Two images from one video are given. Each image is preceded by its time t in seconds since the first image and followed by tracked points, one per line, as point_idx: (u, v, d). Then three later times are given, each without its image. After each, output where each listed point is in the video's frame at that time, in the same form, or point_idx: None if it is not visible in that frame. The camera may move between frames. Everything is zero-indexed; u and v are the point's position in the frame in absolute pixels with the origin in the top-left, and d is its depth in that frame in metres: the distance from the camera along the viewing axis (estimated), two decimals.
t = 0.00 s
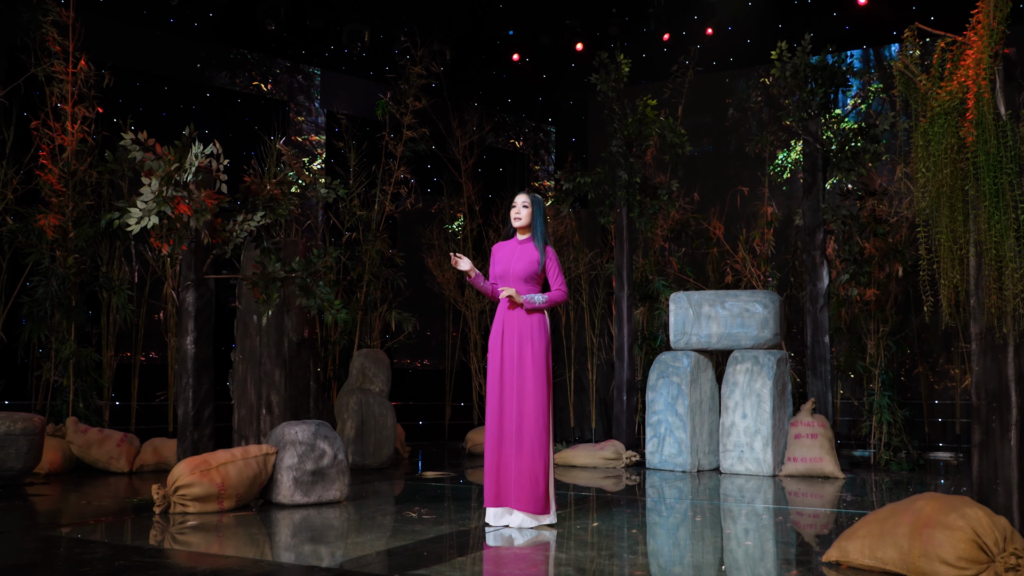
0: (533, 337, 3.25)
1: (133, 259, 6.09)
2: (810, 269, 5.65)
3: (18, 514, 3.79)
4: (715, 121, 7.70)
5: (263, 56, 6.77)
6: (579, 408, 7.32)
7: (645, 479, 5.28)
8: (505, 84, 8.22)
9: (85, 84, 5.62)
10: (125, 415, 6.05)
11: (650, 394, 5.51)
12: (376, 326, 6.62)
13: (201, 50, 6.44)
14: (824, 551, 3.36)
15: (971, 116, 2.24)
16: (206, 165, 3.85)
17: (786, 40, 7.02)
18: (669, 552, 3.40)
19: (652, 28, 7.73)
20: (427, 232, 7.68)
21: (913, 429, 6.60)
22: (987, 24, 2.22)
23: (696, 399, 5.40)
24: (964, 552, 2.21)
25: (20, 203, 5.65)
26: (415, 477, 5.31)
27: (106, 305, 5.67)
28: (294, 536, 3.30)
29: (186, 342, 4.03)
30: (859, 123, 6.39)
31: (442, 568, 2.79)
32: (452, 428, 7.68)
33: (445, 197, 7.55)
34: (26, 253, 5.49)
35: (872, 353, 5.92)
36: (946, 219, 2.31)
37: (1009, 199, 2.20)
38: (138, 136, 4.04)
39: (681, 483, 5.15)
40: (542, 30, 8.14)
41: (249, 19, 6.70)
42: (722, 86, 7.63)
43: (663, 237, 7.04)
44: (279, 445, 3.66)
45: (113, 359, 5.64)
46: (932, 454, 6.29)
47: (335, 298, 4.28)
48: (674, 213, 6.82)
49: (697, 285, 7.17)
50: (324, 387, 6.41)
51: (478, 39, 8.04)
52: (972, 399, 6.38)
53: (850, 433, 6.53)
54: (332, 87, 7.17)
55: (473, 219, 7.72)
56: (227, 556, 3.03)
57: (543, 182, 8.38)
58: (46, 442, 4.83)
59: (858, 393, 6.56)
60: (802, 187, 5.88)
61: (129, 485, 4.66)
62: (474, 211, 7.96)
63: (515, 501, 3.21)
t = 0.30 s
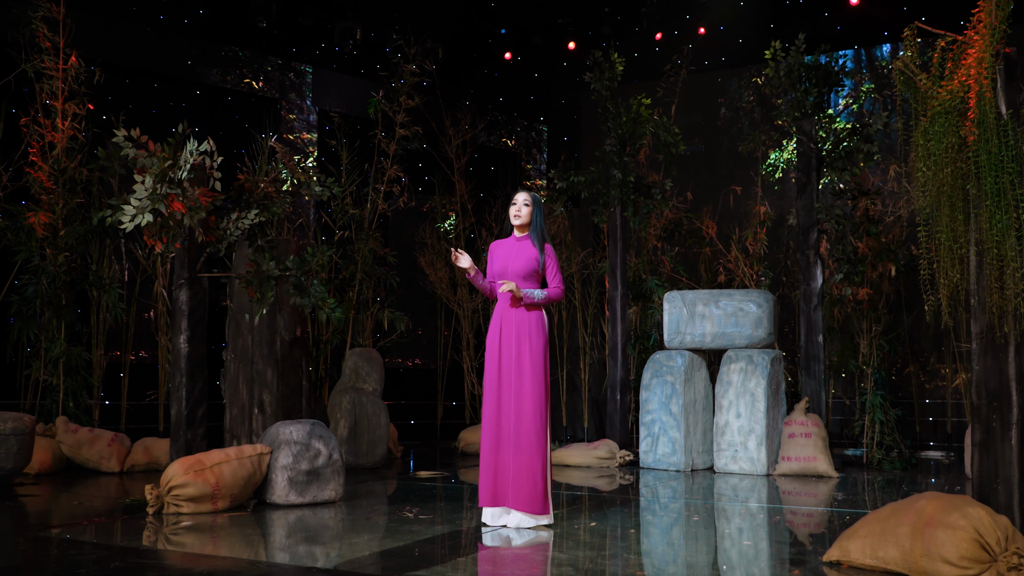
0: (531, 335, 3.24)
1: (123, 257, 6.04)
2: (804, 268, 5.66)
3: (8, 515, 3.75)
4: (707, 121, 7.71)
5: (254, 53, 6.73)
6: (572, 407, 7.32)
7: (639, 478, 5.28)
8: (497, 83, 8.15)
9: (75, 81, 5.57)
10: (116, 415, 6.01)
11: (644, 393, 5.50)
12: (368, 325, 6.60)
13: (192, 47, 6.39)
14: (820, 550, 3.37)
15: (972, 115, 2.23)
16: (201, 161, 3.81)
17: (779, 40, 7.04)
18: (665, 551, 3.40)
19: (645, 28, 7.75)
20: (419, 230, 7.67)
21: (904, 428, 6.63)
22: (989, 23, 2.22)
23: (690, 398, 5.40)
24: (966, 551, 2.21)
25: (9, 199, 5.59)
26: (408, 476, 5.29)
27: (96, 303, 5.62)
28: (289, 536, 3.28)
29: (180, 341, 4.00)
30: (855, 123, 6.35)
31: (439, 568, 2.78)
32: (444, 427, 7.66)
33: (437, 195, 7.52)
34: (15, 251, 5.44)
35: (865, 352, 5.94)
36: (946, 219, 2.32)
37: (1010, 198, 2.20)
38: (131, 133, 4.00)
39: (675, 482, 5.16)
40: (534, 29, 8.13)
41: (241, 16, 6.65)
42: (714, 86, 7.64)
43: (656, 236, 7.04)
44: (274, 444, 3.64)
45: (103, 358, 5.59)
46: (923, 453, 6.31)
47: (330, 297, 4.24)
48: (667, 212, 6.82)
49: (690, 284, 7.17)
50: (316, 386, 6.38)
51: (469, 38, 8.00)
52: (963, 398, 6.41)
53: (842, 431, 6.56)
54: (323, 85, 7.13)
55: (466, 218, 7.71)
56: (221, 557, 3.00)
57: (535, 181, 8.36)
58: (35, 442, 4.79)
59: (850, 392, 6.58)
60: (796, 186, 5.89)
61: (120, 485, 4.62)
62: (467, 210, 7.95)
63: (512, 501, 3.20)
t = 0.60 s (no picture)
0: (527, 334, 3.23)
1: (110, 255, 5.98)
2: (796, 267, 5.67)
3: None
4: (696, 120, 7.72)
5: (243, 50, 6.67)
6: (562, 406, 7.31)
7: (630, 478, 5.28)
8: (486, 82, 8.12)
9: (62, 77, 5.51)
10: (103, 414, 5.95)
11: (636, 392, 5.50)
12: (358, 324, 6.56)
13: (181, 43, 6.33)
14: (813, 548, 3.37)
15: (972, 114, 2.24)
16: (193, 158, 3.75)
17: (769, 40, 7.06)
18: (659, 551, 3.39)
19: (635, 27, 7.75)
20: (409, 229, 7.64)
21: (892, 427, 6.66)
22: (988, 23, 2.22)
23: (681, 397, 5.40)
24: (966, 550, 2.20)
25: None
26: (399, 476, 5.26)
27: (83, 301, 5.57)
28: (281, 537, 3.25)
29: (170, 340, 3.96)
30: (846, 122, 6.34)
31: (435, 568, 2.76)
32: (433, 426, 7.64)
33: (426, 194, 7.49)
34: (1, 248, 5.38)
35: (855, 352, 5.96)
36: (944, 218, 2.34)
37: (1009, 197, 2.19)
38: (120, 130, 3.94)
39: (667, 481, 5.15)
40: (524, 27, 8.04)
41: (230, 13, 6.59)
42: (704, 85, 7.65)
43: (646, 235, 7.04)
44: (266, 444, 3.60)
45: (90, 357, 5.53)
46: (912, 452, 6.34)
47: (322, 295, 4.22)
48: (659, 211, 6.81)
49: (681, 283, 7.17)
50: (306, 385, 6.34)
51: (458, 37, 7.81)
52: (951, 397, 6.45)
53: (831, 430, 6.58)
54: (312, 82, 7.08)
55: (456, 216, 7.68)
56: (213, 558, 2.97)
57: (525, 180, 8.32)
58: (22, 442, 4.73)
59: (839, 391, 6.61)
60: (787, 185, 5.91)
61: (109, 485, 4.57)
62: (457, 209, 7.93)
63: (508, 501, 3.18)
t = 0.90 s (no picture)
0: (524, 333, 3.21)
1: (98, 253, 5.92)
2: (788, 267, 5.69)
3: None
4: (687, 120, 7.73)
5: (233, 47, 6.61)
6: (553, 406, 7.29)
7: (623, 477, 5.27)
8: (475, 80, 8.05)
9: (50, 73, 5.45)
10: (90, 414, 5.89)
11: (628, 391, 5.50)
12: (348, 323, 6.52)
13: (168, 40, 6.25)
14: (807, 548, 3.36)
15: (972, 113, 2.24)
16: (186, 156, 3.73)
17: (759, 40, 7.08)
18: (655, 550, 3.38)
19: (626, 26, 7.74)
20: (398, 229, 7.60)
21: (881, 426, 6.69)
22: (988, 22, 2.22)
23: (673, 396, 5.40)
24: (967, 549, 2.21)
25: None
26: (391, 476, 5.23)
27: (71, 299, 5.50)
28: (275, 538, 3.22)
29: (162, 339, 3.93)
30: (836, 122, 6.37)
31: (431, 569, 2.73)
32: (424, 426, 7.61)
33: (416, 193, 7.46)
34: None
35: (846, 351, 5.98)
36: (943, 218, 2.34)
37: (1008, 197, 2.19)
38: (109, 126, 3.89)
39: (659, 481, 5.15)
40: (514, 26, 8.02)
41: (219, 9, 6.54)
42: (694, 85, 7.66)
43: (638, 235, 7.05)
44: (259, 444, 3.58)
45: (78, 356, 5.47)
46: (901, 451, 6.37)
47: (315, 294, 4.18)
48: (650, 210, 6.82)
49: (672, 282, 7.18)
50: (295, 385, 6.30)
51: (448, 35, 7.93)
52: (940, 396, 6.49)
53: (821, 430, 6.60)
54: (302, 81, 7.01)
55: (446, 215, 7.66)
56: (206, 559, 2.94)
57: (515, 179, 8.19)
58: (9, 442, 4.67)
59: (828, 390, 6.63)
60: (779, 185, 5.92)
61: (97, 486, 4.53)
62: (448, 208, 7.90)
63: (505, 501, 3.16)
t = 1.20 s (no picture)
0: (523, 331, 3.19)
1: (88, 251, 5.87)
2: (782, 266, 5.70)
3: None
4: (679, 119, 7.72)
5: (224, 44, 6.55)
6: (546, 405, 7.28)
7: (617, 477, 5.26)
8: (467, 79, 8.06)
9: (40, 70, 5.40)
10: (81, 413, 5.84)
11: (623, 391, 5.49)
12: (341, 322, 6.49)
13: (159, 37, 6.20)
14: (805, 546, 3.36)
15: (975, 112, 2.25)
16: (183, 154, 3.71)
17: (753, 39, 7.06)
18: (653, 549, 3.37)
19: (618, 26, 7.72)
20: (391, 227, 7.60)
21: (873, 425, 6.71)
22: (991, 22, 2.22)
23: (668, 395, 5.40)
24: (972, 548, 2.21)
25: None
26: (385, 476, 5.21)
27: (62, 298, 5.47)
28: (270, 538, 3.19)
29: (156, 338, 3.90)
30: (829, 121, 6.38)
31: (429, 570, 2.72)
32: (416, 425, 7.58)
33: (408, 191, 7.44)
34: None
35: (839, 350, 5.99)
36: (945, 216, 2.34)
37: (1011, 196, 2.18)
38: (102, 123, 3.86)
39: (653, 480, 5.15)
40: (506, 24, 7.97)
41: (211, 6, 6.49)
42: (687, 84, 7.66)
43: (631, 233, 7.04)
44: (255, 444, 3.55)
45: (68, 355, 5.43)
46: (893, 449, 6.39)
47: (310, 293, 4.14)
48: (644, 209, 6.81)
49: (665, 281, 7.18)
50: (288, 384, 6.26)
51: (441, 32, 7.92)
52: (932, 395, 6.51)
53: (813, 429, 6.61)
54: (294, 79, 6.99)
55: (439, 214, 7.64)
56: (201, 560, 2.91)
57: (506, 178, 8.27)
58: None
59: (820, 390, 6.64)
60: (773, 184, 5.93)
61: (88, 486, 4.49)
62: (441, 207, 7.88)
63: (504, 500, 3.14)
